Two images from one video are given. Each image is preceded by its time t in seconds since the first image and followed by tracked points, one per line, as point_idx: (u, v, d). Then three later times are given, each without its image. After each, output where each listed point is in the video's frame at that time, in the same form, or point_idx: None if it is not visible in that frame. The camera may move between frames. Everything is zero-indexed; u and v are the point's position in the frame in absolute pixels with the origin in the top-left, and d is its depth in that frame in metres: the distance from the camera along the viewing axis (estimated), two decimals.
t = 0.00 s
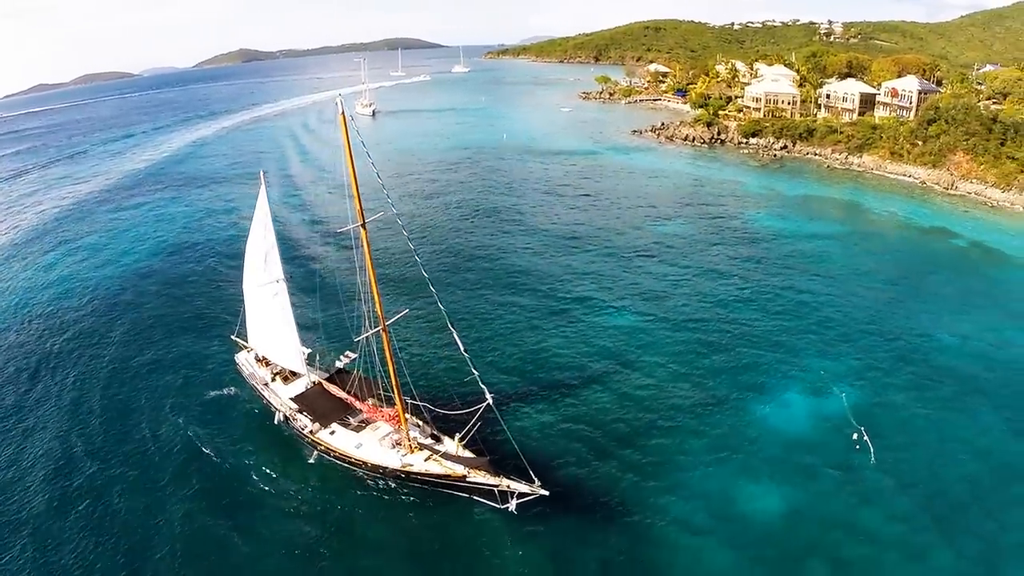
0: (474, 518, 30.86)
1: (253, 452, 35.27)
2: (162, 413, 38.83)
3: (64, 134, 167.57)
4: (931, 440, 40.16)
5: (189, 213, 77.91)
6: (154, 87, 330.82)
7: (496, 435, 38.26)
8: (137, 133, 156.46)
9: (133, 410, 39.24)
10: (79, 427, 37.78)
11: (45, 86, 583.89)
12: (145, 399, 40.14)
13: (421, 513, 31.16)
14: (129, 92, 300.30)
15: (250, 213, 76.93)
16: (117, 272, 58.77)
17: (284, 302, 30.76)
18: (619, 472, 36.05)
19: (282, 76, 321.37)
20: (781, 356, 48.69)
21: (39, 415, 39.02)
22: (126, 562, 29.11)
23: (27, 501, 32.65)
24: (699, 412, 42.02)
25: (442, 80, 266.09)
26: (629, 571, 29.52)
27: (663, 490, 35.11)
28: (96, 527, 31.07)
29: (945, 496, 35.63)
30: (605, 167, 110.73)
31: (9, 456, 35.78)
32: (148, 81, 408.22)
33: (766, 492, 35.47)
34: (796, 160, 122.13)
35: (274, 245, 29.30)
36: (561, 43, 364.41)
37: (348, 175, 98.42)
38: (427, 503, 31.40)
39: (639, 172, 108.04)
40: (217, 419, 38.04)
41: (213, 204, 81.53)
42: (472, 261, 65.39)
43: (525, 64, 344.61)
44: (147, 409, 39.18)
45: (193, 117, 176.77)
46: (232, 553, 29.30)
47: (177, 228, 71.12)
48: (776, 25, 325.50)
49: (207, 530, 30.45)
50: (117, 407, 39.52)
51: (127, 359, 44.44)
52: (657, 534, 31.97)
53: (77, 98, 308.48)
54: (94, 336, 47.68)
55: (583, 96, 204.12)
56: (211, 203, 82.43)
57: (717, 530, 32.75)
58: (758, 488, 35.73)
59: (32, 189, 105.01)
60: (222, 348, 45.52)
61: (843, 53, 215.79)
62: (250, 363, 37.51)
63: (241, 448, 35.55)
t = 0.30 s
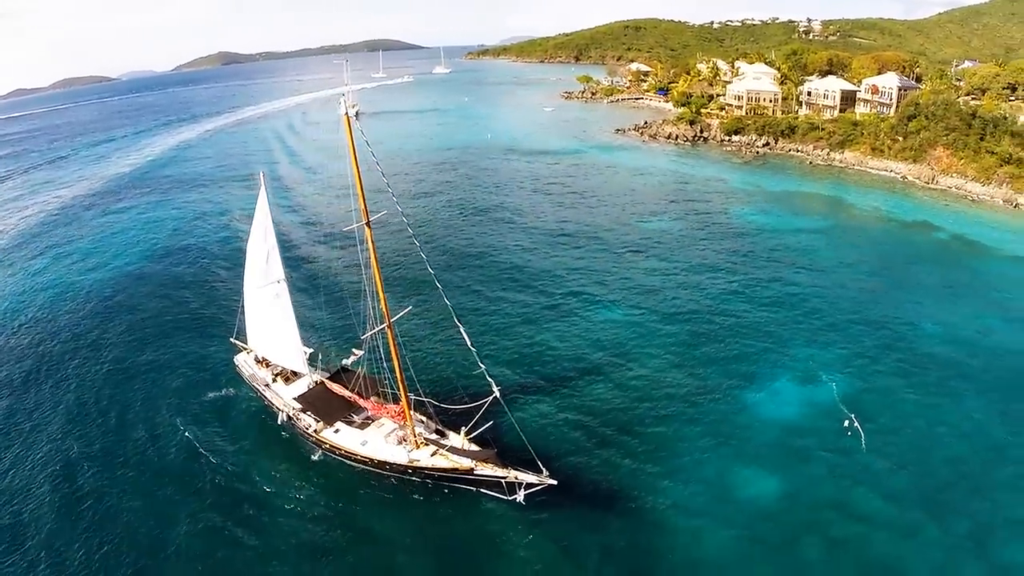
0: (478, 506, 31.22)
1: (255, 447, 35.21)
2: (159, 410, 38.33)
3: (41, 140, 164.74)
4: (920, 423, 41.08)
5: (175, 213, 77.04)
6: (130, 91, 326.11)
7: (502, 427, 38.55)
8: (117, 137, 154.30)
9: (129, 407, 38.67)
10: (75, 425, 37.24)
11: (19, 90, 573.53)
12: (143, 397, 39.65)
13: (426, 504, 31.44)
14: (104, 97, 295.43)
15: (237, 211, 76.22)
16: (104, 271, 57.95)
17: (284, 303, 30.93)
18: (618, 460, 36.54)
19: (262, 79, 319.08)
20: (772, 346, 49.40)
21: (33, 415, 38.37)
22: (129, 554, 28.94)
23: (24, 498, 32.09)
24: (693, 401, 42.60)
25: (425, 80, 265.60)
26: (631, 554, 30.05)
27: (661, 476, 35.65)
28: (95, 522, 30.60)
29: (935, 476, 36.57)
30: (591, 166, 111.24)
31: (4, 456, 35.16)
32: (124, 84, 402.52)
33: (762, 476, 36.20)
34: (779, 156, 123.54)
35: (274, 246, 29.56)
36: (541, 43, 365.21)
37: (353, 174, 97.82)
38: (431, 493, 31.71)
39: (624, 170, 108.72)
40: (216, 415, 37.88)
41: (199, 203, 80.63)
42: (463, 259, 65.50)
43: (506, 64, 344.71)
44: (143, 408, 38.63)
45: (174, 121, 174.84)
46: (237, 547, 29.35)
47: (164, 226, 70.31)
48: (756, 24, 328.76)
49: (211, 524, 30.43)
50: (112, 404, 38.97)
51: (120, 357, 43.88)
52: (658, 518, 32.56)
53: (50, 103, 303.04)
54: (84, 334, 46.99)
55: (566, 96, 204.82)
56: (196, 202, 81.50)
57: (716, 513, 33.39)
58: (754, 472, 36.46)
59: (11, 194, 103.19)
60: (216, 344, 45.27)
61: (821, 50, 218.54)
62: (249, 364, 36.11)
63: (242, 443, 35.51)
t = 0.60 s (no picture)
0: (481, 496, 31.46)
1: (254, 445, 35.12)
2: (155, 412, 38.05)
3: (14, 146, 161.46)
4: (907, 408, 42.00)
5: (157, 214, 75.94)
6: (103, 97, 320.60)
7: (506, 421, 38.70)
8: (93, 143, 151.81)
9: (125, 410, 38.31)
10: (70, 429, 36.78)
11: None
12: (137, 399, 39.27)
13: (428, 497, 31.65)
14: (76, 102, 290.10)
15: (221, 211, 75.34)
16: (88, 271, 57.03)
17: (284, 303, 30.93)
18: (615, 449, 36.93)
19: (239, 82, 315.61)
20: (762, 336, 50.07)
21: (25, 419, 37.84)
22: (132, 555, 28.73)
23: (20, 502, 31.67)
24: (687, 390, 43.10)
25: (404, 82, 264.73)
26: (633, 539, 30.49)
27: (659, 463, 36.09)
28: (97, 524, 30.31)
29: (924, 457, 37.46)
30: (574, 165, 111.69)
31: None
32: (96, 88, 395.42)
33: (758, 461, 36.81)
34: (759, 153, 124.97)
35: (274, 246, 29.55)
36: (519, 44, 365.73)
37: (353, 174, 97.29)
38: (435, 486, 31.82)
39: (607, 168, 109.38)
40: (212, 415, 37.71)
41: (182, 203, 79.59)
42: (450, 257, 65.58)
43: (485, 65, 344.54)
44: (138, 409, 38.31)
45: (151, 126, 172.50)
46: (242, 543, 29.34)
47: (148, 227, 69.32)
48: (732, 22, 332.09)
49: (213, 522, 30.35)
50: (107, 407, 38.56)
51: (111, 359, 43.40)
52: (657, 504, 33.02)
53: (20, 108, 296.52)
54: (72, 336, 46.30)
55: (546, 96, 205.41)
56: (179, 203, 80.49)
57: (713, 498, 33.93)
58: (750, 458, 37.03)
59: None
60: (207, 345, 44.96)
61: (797, 48, 221.36)
62: (247, 366, 35.84)
63: (241, 442, 35.42)
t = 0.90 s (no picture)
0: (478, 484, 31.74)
1: (251, 444, 35.07)
2: (148, 415, 37.68)
3: None
4: (893, 391, 43.00)
5: (136, 216, 74.76)
6: (72, 102, 314.12)
7: (510, 415, 38.85)
8: (66, 149, 148.90)
9: (116, 413, 37.82)
10: (61, 433, 36.24)
11: None
12: (128, 402, 38.81)
13: (428, 489, 31.83)
14: (44, 108, 283.72)
15: (201, 211, 74.35)
16: (69, 275, 56.08)
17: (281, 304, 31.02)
18: (609, 438, 37.36)
19: (213, 85, 311.27)
20: (749, 326, 50.85)
21: (15, 423, 37.30)
22: (134, 555, 28.50)
23: (16, 505, 31.31)
24: (677, 380, 43.63)
25: (382, 84, 263.45)
26: (631, 524, 30.97)
27: (652, 450, 36.58)
28: (98, 527, 29.99)
29: (908, 437, 38.50)
30: (555, 163, 112.04)
31: None
32: (65, 92, 387.30)
33: (748, 446, 37.46)
34: (738, 150, 126.38)
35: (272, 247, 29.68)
36: (495, 44, 365.56)
37: (356, 174, 97.27)
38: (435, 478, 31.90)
39: (588, 167, 110.07)
40: (206, 415, 37.52)
41: (162, 205, 78.48)
42: (435, 255, 65.60)
43: (461, 65, 343.84)
44: (129, 413, 37.86)
45: (126, 131, 169.71)
46: (243, 540, 29.31)
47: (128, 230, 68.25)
48: (708, 21, 335.31)
49: (213, 520, 30.30)
50: (98, 411, 38.03)
51: (99, 363, 42.77)
52: (652, 488, 33.53)
53: None
54: (58, 340, 45.56)
55: (524, 96, 205.85)
56: (159, 205, 79.37)
57: (707, 481, 34.48)
58: (741, 442, 37.70)
59: None
60: (195, 346, 44.63)
61: (770, 45, 224.25)
62: (244, 368, 35.75)
63: (237, 441, 35.30)
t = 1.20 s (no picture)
0: (477, 472, 32.04)
1: (247, 443, 34.96)
2: (140, 418, 37.28)
3: None
4: (874, 373, 44.12)
5: (110, 222, 73.22)
6: (31, 110, 305.45)
7: (510, 406, 39.06)
8: (31, 158, 145.01)
9: (107, 418, 37.32)
10: (51, 440, 35.61)
11: None
12: (116, 406, 38.32)
13: (427, 481, 31.95)
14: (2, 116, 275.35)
15: (178, 215, 73.18)
16: (44, 283, 54.88)
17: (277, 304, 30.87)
18: (603, 424, 37.89)
19: (179, 91, 305.29)
20: (732, 315, 51.69)
21: None
22: (137, 557, 28.27)
23: (7, 512, 30.78)
24: (667, 366, 44.34)
25: (354, 86, 261.37)
26: (628, 505, 31.60)
27: (645, 434, 37.21)
28: (100, 531, 29.69)
29: (891, 416, 39.55)
30: (531, 162, 112.23)
31: None
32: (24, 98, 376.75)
33: (736, 427, 38.29)
34: (712, 146, 127.79)
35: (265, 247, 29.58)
36: (466, 45, 364.86)
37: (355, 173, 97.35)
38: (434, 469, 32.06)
39: (565, 165, 110.61)
40: (196, 417, 37.22)
41: (136, 210, 76.97)
42: (415, 252, 65.45)
43: (433, 66, 342.43)
44: (120, 417, 37.39)
45: (93, 138, 165.98)
46: (245, 537, 29.29)
47: (103, 236, 66.90)
48: (677, 19, 338.58)
49: (211, 520, 30.14)
50: (87, 417, 37.43)
51: (84, 369, 42.02)
52: (647, 471, 34.18)
53: None
54: (39, 347, 44.60)
55: (497, 96, 205.97)
56: (131, 210, 77.81)
57: (699, 464, 35.09)
58: (730, 425, 38.40)
59: None
60: (180, 348, 44.14)
61: (738, 42, 227.31)
62: (238, 370, 35.39)
63: (232, 441, 35.14)
